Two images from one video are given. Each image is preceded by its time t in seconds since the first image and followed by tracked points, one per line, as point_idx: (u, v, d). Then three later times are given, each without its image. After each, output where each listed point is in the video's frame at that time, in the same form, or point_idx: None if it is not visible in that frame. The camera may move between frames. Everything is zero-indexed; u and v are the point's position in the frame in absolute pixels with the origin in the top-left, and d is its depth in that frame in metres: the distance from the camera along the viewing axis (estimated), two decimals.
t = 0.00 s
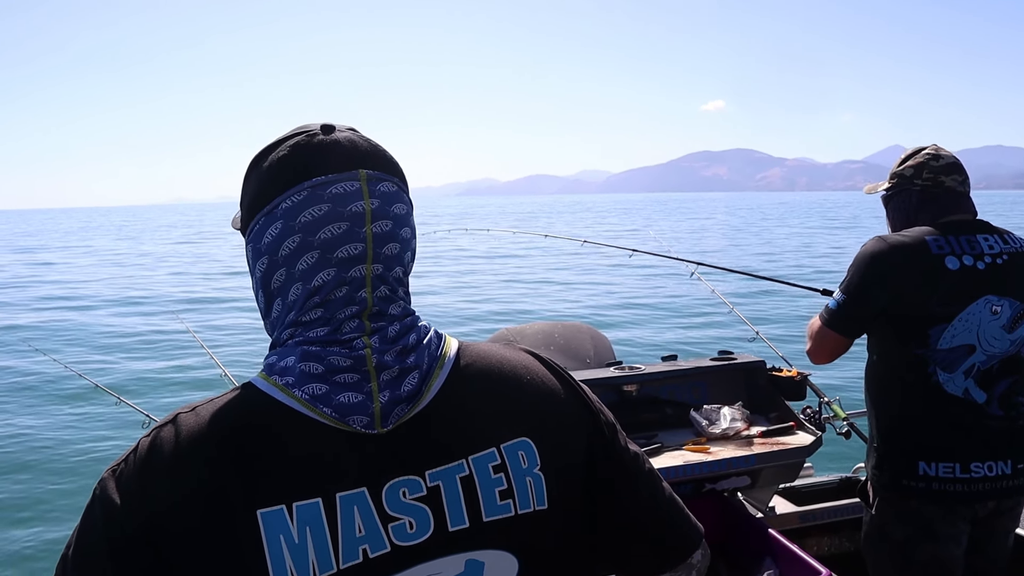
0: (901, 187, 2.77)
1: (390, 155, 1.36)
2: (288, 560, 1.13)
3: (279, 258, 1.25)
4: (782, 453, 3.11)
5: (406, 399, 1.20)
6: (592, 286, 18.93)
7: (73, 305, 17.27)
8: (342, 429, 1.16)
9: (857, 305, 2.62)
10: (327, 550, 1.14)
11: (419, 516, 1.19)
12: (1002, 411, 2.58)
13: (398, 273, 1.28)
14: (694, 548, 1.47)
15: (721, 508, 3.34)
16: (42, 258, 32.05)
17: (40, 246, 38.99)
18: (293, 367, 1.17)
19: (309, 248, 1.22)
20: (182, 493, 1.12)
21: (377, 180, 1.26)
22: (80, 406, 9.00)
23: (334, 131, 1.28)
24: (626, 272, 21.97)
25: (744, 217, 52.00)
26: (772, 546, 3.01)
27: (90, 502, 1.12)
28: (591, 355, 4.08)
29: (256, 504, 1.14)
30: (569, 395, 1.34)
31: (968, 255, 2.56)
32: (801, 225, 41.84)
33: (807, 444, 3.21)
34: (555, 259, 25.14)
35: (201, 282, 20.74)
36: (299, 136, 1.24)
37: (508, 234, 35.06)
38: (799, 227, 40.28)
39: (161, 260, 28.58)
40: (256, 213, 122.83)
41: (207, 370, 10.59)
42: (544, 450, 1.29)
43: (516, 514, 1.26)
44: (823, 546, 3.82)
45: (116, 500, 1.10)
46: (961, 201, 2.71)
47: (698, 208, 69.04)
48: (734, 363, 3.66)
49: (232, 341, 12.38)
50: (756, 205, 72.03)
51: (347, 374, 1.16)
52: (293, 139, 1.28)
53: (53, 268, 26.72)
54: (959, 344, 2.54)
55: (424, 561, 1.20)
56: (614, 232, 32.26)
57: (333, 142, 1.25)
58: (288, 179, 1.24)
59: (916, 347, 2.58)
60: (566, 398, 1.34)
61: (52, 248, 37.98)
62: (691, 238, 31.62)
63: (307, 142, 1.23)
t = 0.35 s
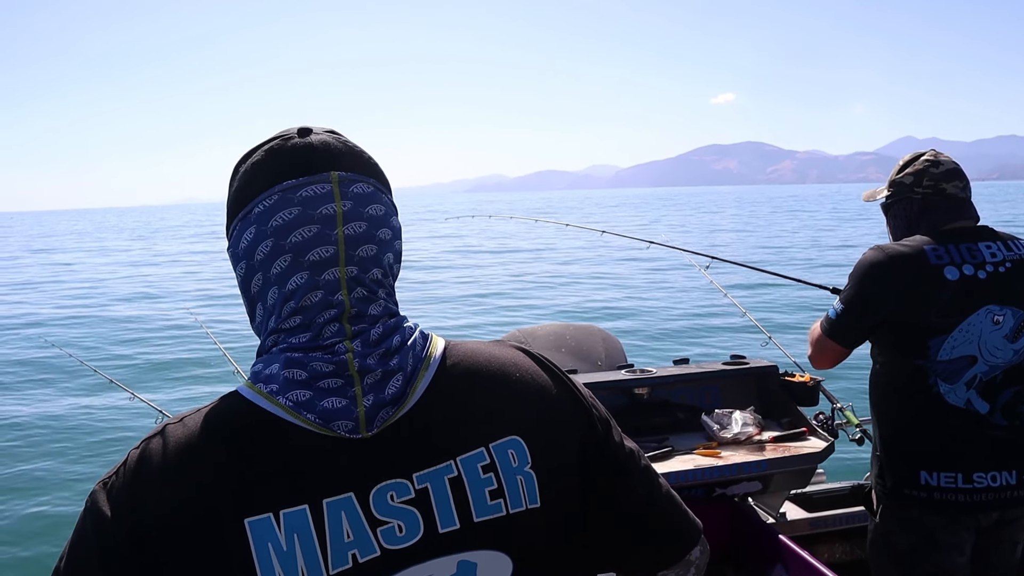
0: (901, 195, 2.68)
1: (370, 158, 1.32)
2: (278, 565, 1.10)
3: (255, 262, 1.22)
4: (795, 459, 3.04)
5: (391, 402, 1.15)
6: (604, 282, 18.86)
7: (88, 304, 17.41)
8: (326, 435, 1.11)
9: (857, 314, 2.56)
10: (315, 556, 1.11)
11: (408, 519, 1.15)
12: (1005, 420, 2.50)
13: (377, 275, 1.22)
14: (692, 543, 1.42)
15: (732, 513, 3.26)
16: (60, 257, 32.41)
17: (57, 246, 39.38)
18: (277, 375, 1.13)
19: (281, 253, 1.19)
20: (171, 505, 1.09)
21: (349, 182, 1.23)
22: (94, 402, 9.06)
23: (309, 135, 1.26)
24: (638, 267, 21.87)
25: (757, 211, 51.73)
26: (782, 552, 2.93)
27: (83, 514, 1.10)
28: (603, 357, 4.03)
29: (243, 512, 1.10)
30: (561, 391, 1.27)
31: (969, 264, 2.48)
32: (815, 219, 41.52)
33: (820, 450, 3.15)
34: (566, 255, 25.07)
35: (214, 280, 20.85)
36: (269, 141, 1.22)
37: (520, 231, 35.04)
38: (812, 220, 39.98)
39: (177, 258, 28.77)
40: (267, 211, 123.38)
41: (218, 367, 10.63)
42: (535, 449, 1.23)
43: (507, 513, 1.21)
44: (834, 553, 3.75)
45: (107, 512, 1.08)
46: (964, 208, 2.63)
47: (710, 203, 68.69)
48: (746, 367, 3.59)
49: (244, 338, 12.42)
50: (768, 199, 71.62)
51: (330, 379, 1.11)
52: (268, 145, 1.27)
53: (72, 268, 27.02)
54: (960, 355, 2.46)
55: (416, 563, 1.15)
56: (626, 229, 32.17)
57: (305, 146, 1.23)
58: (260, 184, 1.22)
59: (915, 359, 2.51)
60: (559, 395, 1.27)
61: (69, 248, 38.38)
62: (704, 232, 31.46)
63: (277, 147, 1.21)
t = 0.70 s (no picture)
0: (894, 195, 2.68)
1: (357, 159, 1.35)
2: (275, 561, 1.11)
3: (243, 262, 1.26)
4: (796, 457, 3.05)
5: (382, 396, 1.16)
6: (605, 284, 18.87)
7: (92, 311, 17.47)
8: (318, 430, 1.13)
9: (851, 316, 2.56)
10: (312, 551, 1.12)
11: (402, 511, 1.16)
12: (1002, 417, 2.51)
13: (361, 273, 1.23)
14: (682, 532, 1.42)
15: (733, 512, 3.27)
16: (64, 265, 32.55)
17: (61, 255, 39.52)
18: (269, 374, 1.15)
19: (266, 251, 1.22)
20: (168, 508, 1.11)
21: (332, 182, 1.25)
22: (99, 403, 9.09)
23: (296, 137, 1.30)
24: (639, 267, 21.88)
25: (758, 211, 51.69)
26: (785, 550, 2.92)
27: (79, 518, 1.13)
28: (604, 357, 4.03)
29: (238, 510, 1.12)
30: (551, 387, 1.29)
31: (960, 264, 2.49)
32: (817, 218, 41.49)
33: (822, 449, 3.15)
34: (568, 257, 25.09)
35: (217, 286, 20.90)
36: (255, 144, 1.26)
37: (520, 235, 35.02)
38: (812, 220, 40.00)
39: (180, 266, 28.87)
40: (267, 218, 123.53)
41: (220, 368, 10.64)
42: (526, 443, 1.24)
43: (500, 504, 1.22)
44: (838, 551, 3.76)
45: (104, 516, 1.11)
46: (956, 206, 2.64)
47: (710, 203, 68.74)
48: (748, 366, 3.60)
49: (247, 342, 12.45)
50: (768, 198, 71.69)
51: (321, 376, 1.13)
52: (255, 147, 1.30)
53: (74, 276, 27.07)
54: (953, 356, 2.48)
55: (409, 555, 1.16)
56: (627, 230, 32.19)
57: (290, 147, 1.26)
58: (247, 185, 1.26)
59: (909, 359, 2.53)
60: (547, 391, 1.29)
61: (73, 255, 38.52)
62: (704, 233, 31.46)
63: (262, 149, 1.25)
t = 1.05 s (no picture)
0: (891, 188, 2.75)
1: (361, 158, 1.38)
2: (288, 547, 1.13)
3: (248, 258, 1.30)
4: (790, 451, 3.10)
5: (391, 386, 1.20)
6: (598, 289, 18.96)
7: (84, 317, 17.42)
8: (329, 418, 1.16)
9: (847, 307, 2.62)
10: (324, 536, 1.15)
11: (410, 499, 1.19)
12: (996, 407, 2.58)
13: (360, 272, 1.27)
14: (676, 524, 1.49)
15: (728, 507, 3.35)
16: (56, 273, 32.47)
17: (55, 264, 39.47)
18: (280, 365, 1.18)
19: (268, 250, 1.27)
20: (184, 497, 1.12)
21: (332, 183, 1.28)
22: (93, 403, 9.07)
23: (301, 138, 1.33)
24: (632, 272, 21.98)
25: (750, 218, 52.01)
26: (780, 544, 3.00)
27: (89, 508, 1.14)
28: (598, 353, 4.08)
29: (253, 496, 1.14)
30: (551, 383, 1.36)
31: (956, 255, 2.55)
32: (808, 225, 41.77)
33: (815, 442, 3.21)
34: (561, 264, 25.19)
35: (210, 292, 20.88)
36: (259, 145, 1.30)
37: (512, 242, 35.06)
38: (802, 227, 40.23)
39: (174, 274, 28.82)
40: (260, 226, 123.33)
41: (213, 371, 10.61)
42: (529, 435, 1.30)
43: (503, 494, 1.27)
44: (832, 544, 3.80)
45: (118, 504, 1.12)
46: (951, 198, 2.70)
47: (700, 211, 69.03)
48: (742, 362, 3.65)
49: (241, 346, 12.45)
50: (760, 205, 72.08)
51: (331, 366, 1.17)
52: (262, 148, 1.34)
53: (63, 284, 26.90)
54: (949, 345, 2.53)
55: (416, 541, 1.20)
56: (619, 238, 32.32)
57: (290, 149, 1.30)
58: (251, 186, 1.31)
59: (907, 349, 2.59)
60: (548, 387, 1.35)
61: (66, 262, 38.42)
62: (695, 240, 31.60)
63: (265, 150, 1.28)
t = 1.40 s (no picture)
0: (893, 182, 2.76)
1: (383, 164, 1.34)
2: (290, 544, 1.15)
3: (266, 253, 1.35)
4: (786, 447, 3.12)
5: (397, 387, 1.21)
6: (592, 294, 18.97)
7: (77, 320, 17.36)
8: (334, 416, 1.17)
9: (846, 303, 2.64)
10: (326, 533, 1.16)
11: (412, 499, 1.20)
12: (996, 401, 2.60)
13: (357, 278, 1.27)
14: (680, 533, 1.48)
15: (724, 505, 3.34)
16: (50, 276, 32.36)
17: (46, 267, 39.29)
18: (287, 363, 1.20)
19: (274, 250, 1.30)
20: (191, 496, 1.14)
21: (332, 190, 1.28)
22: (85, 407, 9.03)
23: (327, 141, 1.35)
24: (626, 277, 22.01)
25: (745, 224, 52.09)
26: (777, 541, 3.02)
27: (97, 500, 1.16)
28: (593, 353, 4.10)
29: (255, 491, 1.15)
30: (557, 390, 1.36)
31: (959, 249, 2.57)
32: (802, 231, 41.94)
33: (810, 439, 3.22)
34: (556, 268, 25.20)
35: (204, 295, 20.84)
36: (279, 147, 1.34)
37: (506, 246, 35.06)
38: (796, 232, 40.34)
39: (167, 277, 28.75)
40: (254, 230, 123.12)
41: (207, 378, 10.58)
42: (533, 439, 1.30)
43: (507, 500, 1.27)
44: (828, 540, 3.82)
45: (125, 498, 1.14)
46: (953, 193, 2.72)
47: (695, 216, 69.21)
48: (736, 359, 3.67)
49: (235, 351, 12.42)
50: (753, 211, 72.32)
51: (338, 365, 1.18)
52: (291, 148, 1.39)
53: (55, 287, 26.78)
54: (951, 340, 2.55)
55: (417, 543, 1.20)
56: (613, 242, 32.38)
57: (299, 153, 1.32)
58: (269, 185, 1.35)
59: (910, 343, 2.60)
60: (554, 393, 1.36)
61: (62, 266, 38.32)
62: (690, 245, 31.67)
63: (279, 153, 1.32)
